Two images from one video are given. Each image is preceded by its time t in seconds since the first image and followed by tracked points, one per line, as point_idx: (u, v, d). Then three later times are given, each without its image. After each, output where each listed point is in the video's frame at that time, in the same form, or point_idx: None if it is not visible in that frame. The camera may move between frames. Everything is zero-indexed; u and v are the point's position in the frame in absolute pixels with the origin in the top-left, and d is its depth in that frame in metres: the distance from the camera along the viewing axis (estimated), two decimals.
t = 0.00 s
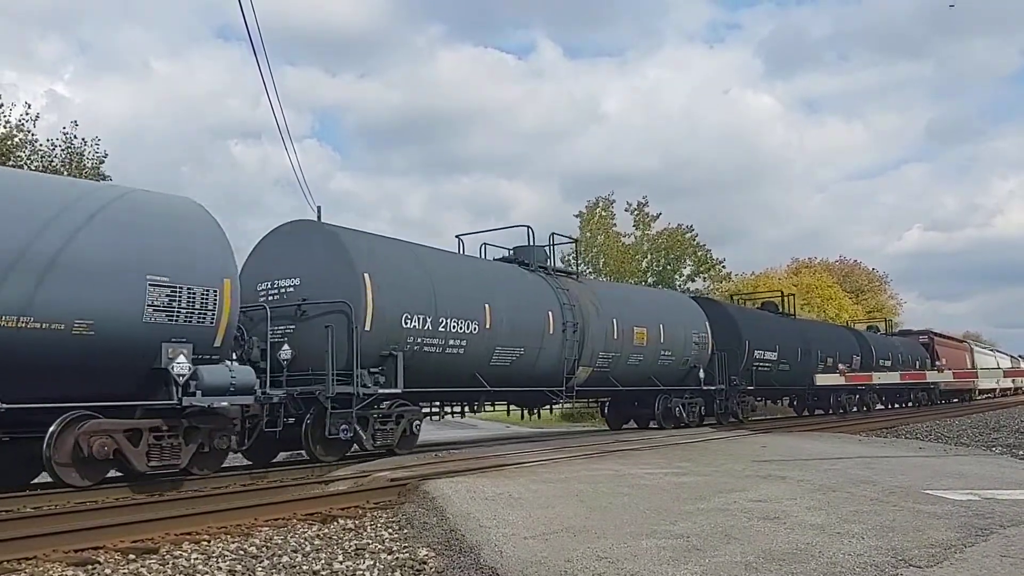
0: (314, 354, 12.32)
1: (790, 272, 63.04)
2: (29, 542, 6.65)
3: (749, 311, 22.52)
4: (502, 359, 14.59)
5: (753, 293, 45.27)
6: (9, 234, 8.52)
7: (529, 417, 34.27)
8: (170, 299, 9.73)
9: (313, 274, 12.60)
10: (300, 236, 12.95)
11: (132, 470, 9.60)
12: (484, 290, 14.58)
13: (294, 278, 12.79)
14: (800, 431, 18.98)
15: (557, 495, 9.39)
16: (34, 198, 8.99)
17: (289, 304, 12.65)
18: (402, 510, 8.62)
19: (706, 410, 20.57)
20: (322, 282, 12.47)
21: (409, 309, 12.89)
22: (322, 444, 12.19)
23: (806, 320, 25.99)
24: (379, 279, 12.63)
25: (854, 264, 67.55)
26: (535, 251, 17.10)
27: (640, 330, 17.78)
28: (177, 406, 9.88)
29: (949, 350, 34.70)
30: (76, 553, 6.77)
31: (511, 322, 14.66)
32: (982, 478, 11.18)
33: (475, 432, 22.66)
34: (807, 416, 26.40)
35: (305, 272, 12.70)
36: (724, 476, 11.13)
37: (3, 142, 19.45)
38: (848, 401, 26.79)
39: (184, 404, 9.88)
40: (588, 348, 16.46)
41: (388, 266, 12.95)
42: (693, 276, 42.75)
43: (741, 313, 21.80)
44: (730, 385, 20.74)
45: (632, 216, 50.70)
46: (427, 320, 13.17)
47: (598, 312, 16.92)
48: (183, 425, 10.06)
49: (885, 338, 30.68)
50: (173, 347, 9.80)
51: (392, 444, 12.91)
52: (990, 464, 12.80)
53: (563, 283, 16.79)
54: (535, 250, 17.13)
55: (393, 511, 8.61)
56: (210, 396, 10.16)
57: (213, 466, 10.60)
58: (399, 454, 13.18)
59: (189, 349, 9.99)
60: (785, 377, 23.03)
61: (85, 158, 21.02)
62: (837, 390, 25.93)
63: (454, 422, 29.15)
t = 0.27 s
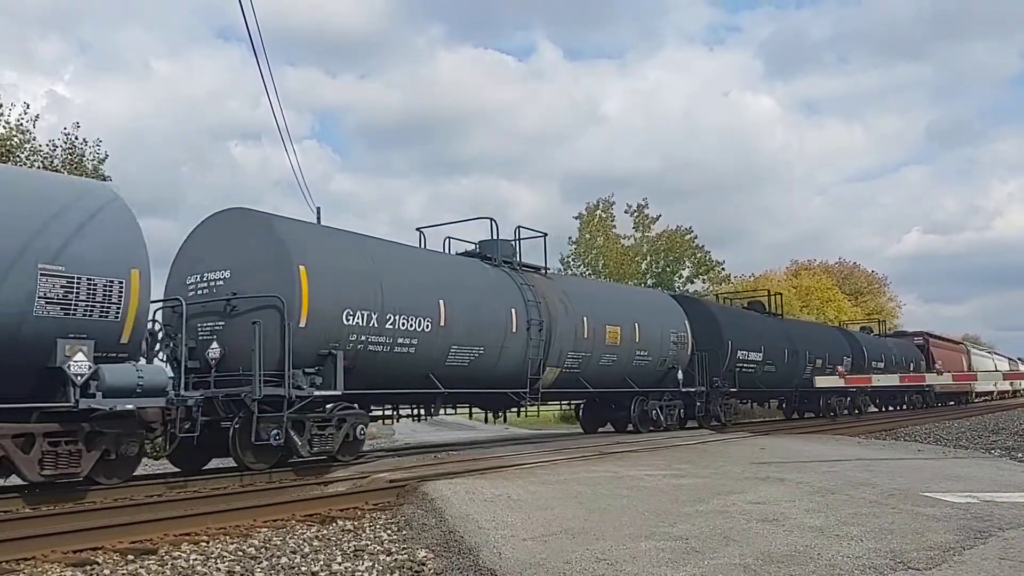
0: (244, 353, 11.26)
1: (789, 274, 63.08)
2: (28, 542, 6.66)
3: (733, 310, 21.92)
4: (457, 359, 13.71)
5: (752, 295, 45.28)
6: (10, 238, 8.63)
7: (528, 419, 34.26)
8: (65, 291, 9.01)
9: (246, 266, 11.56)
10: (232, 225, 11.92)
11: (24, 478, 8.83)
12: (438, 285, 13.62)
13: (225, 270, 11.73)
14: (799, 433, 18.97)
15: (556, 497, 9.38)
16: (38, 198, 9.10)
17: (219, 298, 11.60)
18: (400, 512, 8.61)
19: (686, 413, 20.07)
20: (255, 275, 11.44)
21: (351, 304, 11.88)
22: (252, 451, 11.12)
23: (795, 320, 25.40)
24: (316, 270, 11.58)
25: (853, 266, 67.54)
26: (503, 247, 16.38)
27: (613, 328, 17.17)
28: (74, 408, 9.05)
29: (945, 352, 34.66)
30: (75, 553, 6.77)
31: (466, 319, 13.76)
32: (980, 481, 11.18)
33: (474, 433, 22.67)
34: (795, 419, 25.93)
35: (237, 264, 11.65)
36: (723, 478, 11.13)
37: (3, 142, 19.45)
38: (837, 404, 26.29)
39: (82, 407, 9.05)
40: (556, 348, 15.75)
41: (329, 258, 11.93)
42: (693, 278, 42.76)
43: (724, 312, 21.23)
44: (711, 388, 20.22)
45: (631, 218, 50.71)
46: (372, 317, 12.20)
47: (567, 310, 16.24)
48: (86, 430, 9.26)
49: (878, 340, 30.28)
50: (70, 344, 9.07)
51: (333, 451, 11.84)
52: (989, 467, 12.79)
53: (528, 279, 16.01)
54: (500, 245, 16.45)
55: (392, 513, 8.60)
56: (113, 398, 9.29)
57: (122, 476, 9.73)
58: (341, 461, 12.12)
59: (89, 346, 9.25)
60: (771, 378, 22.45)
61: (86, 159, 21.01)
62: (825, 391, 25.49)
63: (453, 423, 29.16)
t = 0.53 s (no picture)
0: (159, 352, 10.19)
1: (789, 276, 63.10)
2: (28, 543, 6.66)
3: (715, 308, 21.44)
4: (407, 359, 12.69)
5: (752, 297, 45.32)
6: None
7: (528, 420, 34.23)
8: None
9: (166, 256, 10.48)
10: (151, 212, 10.87)
11: None
12: (387, 279, 12.59)
13: (141, 260, 10.65)
14: (798, 435, 18.98)
15: (555, 499, 9.39)
16: None
17: (135, 291, 10.50)
18: (400, 513, 8.61)
19: (665, 416, 19.59)
20: (175, 266, 10.35)
21: (283, 299, 10.83)
22: (169, 459, 10.05)
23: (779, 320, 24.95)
24: (240, 260, 10.49)
25: (853, 268, 67.59)
26: (467, 242, 15.59)
27: (584, 326, 16.28)
28: None
29: (941, 353, 34.61)
30: (73, 555, 6.77)
31: (417, 316, 12.74)
32: (979, 482, 11.19)
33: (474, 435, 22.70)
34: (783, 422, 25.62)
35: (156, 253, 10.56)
36: (722, 480, 11.13)
37: (3, 144, 19.45)
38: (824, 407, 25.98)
39: None
40: (520, 347, 14.75)
41: (262, 249, 10.91)
42: (692, 280, 42.77)
43: (706, 311, 20.75)
44: (691, 390, 19.75)
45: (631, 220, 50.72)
46: (309, 313, 11.15)
47: (535, 306, 15.31)
48: None
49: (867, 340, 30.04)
50: None
51: (264, 459, 10.78)
52: (988, 469, 12.80)
53: (491, 274, 15.06)
54: (463, 238, 15.61)
55: (391, 514, 8.60)
56: None
57: (14, 485, 9.14)
58: (273, 469, 11.08)
59: None
60: (754, 379, 21.99)
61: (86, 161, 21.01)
62: (810, 392, 25.15)
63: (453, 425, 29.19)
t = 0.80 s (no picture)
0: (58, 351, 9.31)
1: (788, 277, 63.16)
2: (28, 545, 6.66)
3: (696, 306, 20.87)
4: (348, 359, 11.86)
5: (751, 298, 45.34)
6: None
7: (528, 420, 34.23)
8: None
9: (70, 245, 9.59)
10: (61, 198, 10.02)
11: None
12: (328, 273, 11.77)
13: (46, 251, 9.79)
14: (798, 437, 19.00)
15: (555, 500, 9.39)
16: None
17: (37, 284, 9.61)
18: (399, 515, 8.62)
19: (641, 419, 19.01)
20: (79, 256, 9.47)
21: (202, 293, 9.99)
22: (72, 467, 9.24)
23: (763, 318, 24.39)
24: (152, 252, 9.65)
25: (852, 269, 67.62)
26: (421, 232, 14.61)
27: (550, 324, 15.63)
28: None
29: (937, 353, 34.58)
30: (73, 556, 6.77)
31: (359, 312, 11.88)
32: (978, 484, 11.20)
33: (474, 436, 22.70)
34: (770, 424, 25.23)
35: (61, 243, 9.68)
36: (721, 482, 11.14)
37: (2, 145, 19.45)
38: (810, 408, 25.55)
39: None
40: (479, 347, 14.12)
41: (181, 239, 10.07)
42: (691, 281, 42.80)
43: (687, 310, 20.18)
44: (669, 391, 19.20)
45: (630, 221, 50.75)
46: (233, 309, 10.31)
47: (497, 304, 14.66)
48: None
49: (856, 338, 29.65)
50: None
51: (180, 467, 9.94)
52: (987, 470, 12.81)
53: (448, 268, 14.30)
54: (419, 230, 14.72)
55: (390, 516, 8.61)
56: None
57: None
58: (193, 477, 10.29)
59: None
60: (736, 380, 21.50)
61: (86, 163, 21.03)
62: (795, 393, 24.66)
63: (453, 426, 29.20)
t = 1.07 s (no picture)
0: None
1: (787, 279, 63.19)
2: (27, 547, 6.66)
3: (678, 306, 20.50)
4: (280, 358, 10.91)
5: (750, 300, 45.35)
6: None
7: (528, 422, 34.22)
8: None
9: None
10: None
11: None
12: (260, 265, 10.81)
13: None
14: (797, 438, 19.00)
15: (554, 502, 9.39)
16: None
17: None
18: (398, 517, 8.61)
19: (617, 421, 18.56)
20: None
21: (107, 285, 9.01)
22: None
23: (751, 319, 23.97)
24: (48, 238, 8.66)
25: (851, 270, 67.65)
26: (373, 223, 13.67)
27: (514, 322, 14.86)
28: None
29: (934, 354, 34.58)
30: (72, 558, 6.76)
31: (292, 307, 10.93)
32: (977, 485, 11.20)
33: (473, 437, 22.70)
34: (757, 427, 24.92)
35: None
36: (721, 483, 11.14)
37: (1, 146, 19.45)
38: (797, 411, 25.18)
39: None
40: (433, 346, 13.28)
41: (86, 226, 9.07)
42: (690, 282, 42.85)
43: (667, 310, 19.79)
44: (646, 392, 18.77)
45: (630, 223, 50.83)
46: (144, 303, 9.36)
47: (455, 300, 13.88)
48: None
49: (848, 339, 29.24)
50: None
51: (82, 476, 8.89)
52: (986, 472, 12.81)
53: (399, 261, 13.41)
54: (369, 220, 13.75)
55: (389, 518, 8.60)
56: None
57: None
58: (99, 487, 9.30)
59: None
60: (717, 382, 21.15)
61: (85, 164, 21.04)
62: (779, 395, 24.25)
63: (453, 428, 29.20)
